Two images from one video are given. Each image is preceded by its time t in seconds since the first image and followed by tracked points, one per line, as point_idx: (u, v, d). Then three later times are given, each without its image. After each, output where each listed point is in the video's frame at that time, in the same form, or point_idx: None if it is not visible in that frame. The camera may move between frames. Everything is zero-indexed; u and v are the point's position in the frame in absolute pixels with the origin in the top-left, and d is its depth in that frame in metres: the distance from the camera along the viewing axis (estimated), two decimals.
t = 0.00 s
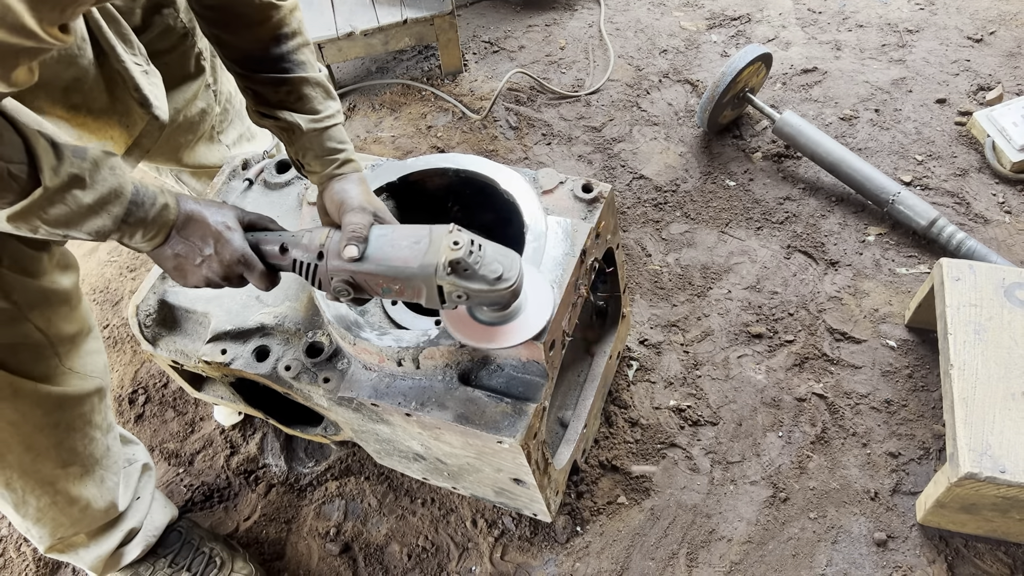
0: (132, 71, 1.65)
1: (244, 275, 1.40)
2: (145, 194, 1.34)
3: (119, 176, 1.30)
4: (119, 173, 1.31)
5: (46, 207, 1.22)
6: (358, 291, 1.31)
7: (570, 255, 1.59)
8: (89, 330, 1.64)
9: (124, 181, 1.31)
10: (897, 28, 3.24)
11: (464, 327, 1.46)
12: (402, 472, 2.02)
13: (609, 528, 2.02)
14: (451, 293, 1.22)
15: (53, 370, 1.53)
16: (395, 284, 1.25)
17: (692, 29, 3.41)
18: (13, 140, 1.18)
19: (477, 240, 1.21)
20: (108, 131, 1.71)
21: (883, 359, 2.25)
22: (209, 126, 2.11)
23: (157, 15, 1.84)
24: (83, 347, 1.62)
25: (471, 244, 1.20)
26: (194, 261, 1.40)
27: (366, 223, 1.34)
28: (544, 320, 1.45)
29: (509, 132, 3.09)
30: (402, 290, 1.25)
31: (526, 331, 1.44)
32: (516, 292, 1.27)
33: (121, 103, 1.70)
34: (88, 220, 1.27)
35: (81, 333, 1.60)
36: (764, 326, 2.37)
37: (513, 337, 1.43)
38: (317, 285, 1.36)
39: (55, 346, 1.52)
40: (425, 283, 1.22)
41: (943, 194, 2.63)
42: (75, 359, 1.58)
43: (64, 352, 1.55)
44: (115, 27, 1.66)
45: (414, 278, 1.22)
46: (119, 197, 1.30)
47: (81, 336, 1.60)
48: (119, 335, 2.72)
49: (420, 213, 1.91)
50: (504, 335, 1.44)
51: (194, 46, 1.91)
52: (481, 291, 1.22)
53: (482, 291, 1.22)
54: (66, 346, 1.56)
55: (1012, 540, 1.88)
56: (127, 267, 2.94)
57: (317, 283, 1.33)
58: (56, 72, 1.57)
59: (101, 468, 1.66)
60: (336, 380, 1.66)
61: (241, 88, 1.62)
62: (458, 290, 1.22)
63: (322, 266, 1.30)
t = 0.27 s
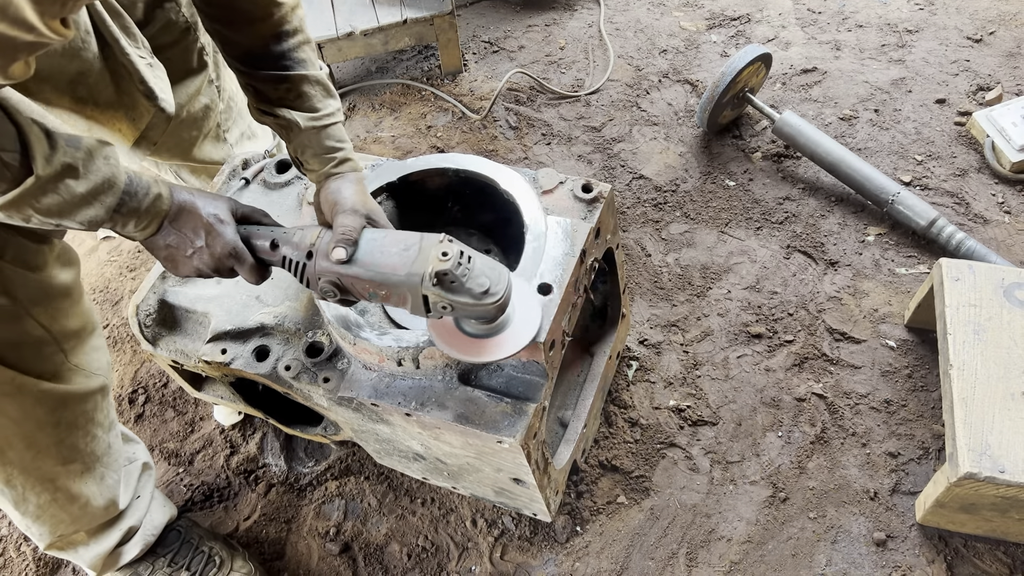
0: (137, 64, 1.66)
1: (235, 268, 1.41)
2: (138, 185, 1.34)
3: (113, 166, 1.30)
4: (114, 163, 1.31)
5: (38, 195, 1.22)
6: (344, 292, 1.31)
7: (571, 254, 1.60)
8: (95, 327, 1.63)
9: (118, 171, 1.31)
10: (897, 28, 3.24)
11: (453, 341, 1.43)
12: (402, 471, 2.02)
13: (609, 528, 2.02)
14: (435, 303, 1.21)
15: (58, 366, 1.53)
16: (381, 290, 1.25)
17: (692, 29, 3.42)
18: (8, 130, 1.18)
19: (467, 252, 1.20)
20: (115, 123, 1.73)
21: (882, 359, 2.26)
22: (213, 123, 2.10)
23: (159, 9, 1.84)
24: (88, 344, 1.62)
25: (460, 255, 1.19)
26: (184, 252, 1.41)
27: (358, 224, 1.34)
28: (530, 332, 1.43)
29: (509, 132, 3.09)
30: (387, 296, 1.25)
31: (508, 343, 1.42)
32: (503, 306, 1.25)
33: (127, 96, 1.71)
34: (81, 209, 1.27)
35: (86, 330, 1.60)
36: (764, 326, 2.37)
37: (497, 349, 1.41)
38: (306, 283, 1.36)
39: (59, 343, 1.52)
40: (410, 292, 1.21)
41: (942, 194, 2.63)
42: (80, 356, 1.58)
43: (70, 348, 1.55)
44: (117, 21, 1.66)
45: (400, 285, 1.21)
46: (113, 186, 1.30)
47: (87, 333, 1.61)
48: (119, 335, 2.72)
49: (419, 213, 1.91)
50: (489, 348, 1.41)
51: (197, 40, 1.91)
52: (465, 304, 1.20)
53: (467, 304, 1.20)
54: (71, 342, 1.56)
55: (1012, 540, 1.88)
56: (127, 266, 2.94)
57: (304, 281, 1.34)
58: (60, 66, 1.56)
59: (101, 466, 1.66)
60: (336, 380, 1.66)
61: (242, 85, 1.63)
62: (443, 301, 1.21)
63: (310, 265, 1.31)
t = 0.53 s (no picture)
0: (133, 64, 1.66)
1: (239, 270, 1.40)
2: (142, 186, 1.34)
3: (116, 167, 1.30)
4: (117, 164, 1.31)
5: (42, 196, 1.22)
6: (348, 294, 1.30)
7: (571, 254, 1.59)
8: (90, 325, 1.64)
9: (121, 172, 1.31)
10: (896, 28, 3.24)
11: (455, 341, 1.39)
12: (402, 472, 2.02)
13: (609, 528, 2.02)
14: (438, 305, 1.19)
15: (53, 363, 1.53)
16: (385, 292, 1.24)
17: (691, 30, 3.41)
18: (11, 131, 1.18)
19: (469, 254, 1.18)
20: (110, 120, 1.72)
21: (882, 360, 2.26)
22: (213, 123, 2.10)
23: (158, 10, 1.84)
24: (84, 341, 1.62)
25: (463, 257, 1.17)
26: (189, 253, 1.40)
27: (361, 228, 1.33)
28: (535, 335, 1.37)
29: (509, 132, 3.09)
30: (390, 299, 1.23)
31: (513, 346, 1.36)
32: (506, 308, 1.23)
33: (122, 97, 1.70)
34: (84, 211, 1.27)
35: (81, 328, 1.61)
36: (764, 326, 2.37)
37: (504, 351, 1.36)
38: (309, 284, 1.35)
39: (53, 339, 1.52)
40: (413, 294, 1.19)
41: (942, 194, 2.63)
42: (74, 352, 1.59)
43: (64, 345, 1.56)
44: (115, 22, 1.66)
45: (403, 288, 1.20)
46: (116, 187, 1.30)
47: (81, 330, 1.61)
48: (119, 335, 2.71)
49: (419, 213, 1.91)
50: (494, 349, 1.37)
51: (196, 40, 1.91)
52: (469, 306, 1.19)
53: (470, 307, 1.19)
54: (65, 339, 1.56)
55: (1011, 540, 1.88)
56: (126, 267, 2.94)
57: (308, 282, 1.33)
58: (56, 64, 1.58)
59: (100, 463, 1.66)
60: (335, 380, 1.66)
61: (246, 85, 1.63)
62: (446, 304, 1.19)
63: (314, 266, 1.30)
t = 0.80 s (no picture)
0: (127, 68, 1.65)
1: (258, 273, 1.39)
2: (154, 194, 1.34)
3: (126, 177, 1.30)
4: (128, 173, 1.31)
5: (54, 208, 1.23)
6: (372, 284, 1.30)
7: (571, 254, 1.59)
8: (83, 325, 1.64)
9: (132, 181, 1.31)
10: (896, 27, 3.24)
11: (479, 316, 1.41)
12: (401, 472, 2.02)
13: (608, 528, 2.02)
14: (466, 284, 1.21)
15: (46, 363, 1.53)
16: (409, 277, 1.25)
17: (691, 29, 3.41)
18: (19, 144, 1.19)
19: (489, 230, 1.21)
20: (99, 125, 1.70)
21: (882, 360, 2.26)
22: (209, 124, 2.09)
23: (156, 11, 1.83)
24: (77, 341, 1.62)
25: (484, 234, 1.20)
26: (206, 259, 1.40)
27: (377, 216, 1.33)
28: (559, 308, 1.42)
29: (508, 131, 3.08)
30: (416, 284, 1.24)
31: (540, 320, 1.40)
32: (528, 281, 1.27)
33: (117, 99, 1.68)
34: (97, 221, 1.27)
35: (74, 328, 1.61)
36: (763, 326, 2.37)
37: (531, 325, 1.39)
38: (330, 280, 1.35)
39: (47, 339, 1.52)
40: (440, 276, 1.21)
41: (942, 194, 2.63)
42: (67, 352, 1.58)
43: (57, 345, 1.55)
44: (112, 24, 1.66)
45: (428, 271, 1.21)
46: (128, 197, 1.30)
47: (74, 330, 1.61)
48: (117, 335, 2.71)
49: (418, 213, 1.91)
50: (520, 324, 1.40)
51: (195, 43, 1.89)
52: (495, 282, 1.21)
53: (496, 282, 1.21)
54: (59, 338, 1.56)
55: (1011, 540, 1.88)
56: (124, 266, 2.94)
57: (331, 279, 1.32)
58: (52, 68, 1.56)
59: (95, 461, 1.65)
60: (335, 380, 1.66)
61: (247, 84, 1.62)
62: (472, 282, 1.22)
63: (336, 261, 1.29)
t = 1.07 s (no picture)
0: (128, 68, 1.65)
1: (259, 276, 1.38)
2: (153, 199, 1.33)
3: (125, 181, 1.30)
4: (125, 178, 1.31)
5: (52, 214, 1.23)
6: (375, 286, 1.28)
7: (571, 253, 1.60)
8: (84, 325, 1.63)
9: (130, 186, 1.30)
10: (896, 27, 3.23)
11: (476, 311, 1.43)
12: (400, 472, 2.02)
13: (608, 528, 2.02)
14: (467, 281, 1.21)
15: (48, 363, 1.52)
16: (411, 275, 1.24)
17: (691, 28, 3.41)
18: (16, 150, 1.19)
19: (490, 226, 1.21)
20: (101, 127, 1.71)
21: (882, 360, 2.25)
22: (207, 124, 2.09)
23: (154, 12, 1.82)
24: (78, 341, 1.61)
25: (484, 230, 1.20)
26: (206, 263, 1.39)
27: (377, 215, 1.32)
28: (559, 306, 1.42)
29: (508, 131, 3.08)
30: (418, 281, 1.23)
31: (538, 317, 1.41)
32: (531, 276, 1.27)
33: (116, 99, 1.69)
34: (95, 226, 1.27)
35: (76, 328, 1.60)
36: (763, 326, 2.36)
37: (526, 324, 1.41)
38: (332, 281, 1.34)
39: (49, 340, 1.51)
40: (442, 273, 1.20)
41: (942, 194, 2.63)
42: (69, 352, 1.58)
43: (59, 345, 1.55)
44: (111, 25, 1.66)
45: (429, 268, 1.20)
46: (126, 202, 1.29)
47: (76, 330, 1.60)
48: (117, 334, 2.71)
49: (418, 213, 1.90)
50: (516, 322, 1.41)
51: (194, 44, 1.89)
52: (497, 277, 1.21)
53: (498, 277, 1.21)
54: (61, 339, 1.55)
55: (1011, 541, 1.88)
56: (123, 266, 2.93)
57: (332, 279, 1.31)
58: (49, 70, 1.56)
59: (96, 462, 1.65)
60: (334, 380, 1.66)
61: (241, 87, 1.62)
62: (473, 279, 1.21)
63: (338, 261, 1.28)
